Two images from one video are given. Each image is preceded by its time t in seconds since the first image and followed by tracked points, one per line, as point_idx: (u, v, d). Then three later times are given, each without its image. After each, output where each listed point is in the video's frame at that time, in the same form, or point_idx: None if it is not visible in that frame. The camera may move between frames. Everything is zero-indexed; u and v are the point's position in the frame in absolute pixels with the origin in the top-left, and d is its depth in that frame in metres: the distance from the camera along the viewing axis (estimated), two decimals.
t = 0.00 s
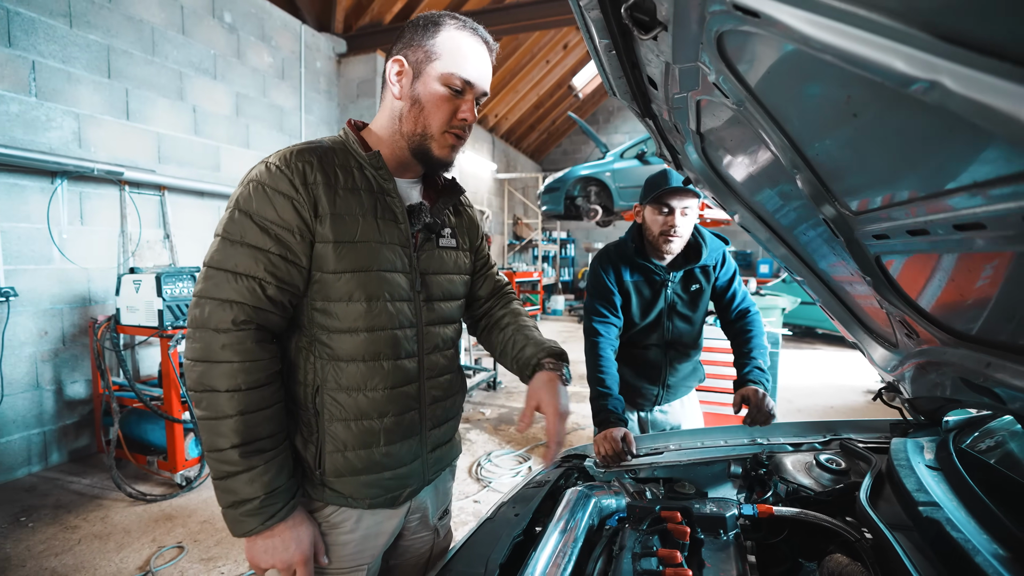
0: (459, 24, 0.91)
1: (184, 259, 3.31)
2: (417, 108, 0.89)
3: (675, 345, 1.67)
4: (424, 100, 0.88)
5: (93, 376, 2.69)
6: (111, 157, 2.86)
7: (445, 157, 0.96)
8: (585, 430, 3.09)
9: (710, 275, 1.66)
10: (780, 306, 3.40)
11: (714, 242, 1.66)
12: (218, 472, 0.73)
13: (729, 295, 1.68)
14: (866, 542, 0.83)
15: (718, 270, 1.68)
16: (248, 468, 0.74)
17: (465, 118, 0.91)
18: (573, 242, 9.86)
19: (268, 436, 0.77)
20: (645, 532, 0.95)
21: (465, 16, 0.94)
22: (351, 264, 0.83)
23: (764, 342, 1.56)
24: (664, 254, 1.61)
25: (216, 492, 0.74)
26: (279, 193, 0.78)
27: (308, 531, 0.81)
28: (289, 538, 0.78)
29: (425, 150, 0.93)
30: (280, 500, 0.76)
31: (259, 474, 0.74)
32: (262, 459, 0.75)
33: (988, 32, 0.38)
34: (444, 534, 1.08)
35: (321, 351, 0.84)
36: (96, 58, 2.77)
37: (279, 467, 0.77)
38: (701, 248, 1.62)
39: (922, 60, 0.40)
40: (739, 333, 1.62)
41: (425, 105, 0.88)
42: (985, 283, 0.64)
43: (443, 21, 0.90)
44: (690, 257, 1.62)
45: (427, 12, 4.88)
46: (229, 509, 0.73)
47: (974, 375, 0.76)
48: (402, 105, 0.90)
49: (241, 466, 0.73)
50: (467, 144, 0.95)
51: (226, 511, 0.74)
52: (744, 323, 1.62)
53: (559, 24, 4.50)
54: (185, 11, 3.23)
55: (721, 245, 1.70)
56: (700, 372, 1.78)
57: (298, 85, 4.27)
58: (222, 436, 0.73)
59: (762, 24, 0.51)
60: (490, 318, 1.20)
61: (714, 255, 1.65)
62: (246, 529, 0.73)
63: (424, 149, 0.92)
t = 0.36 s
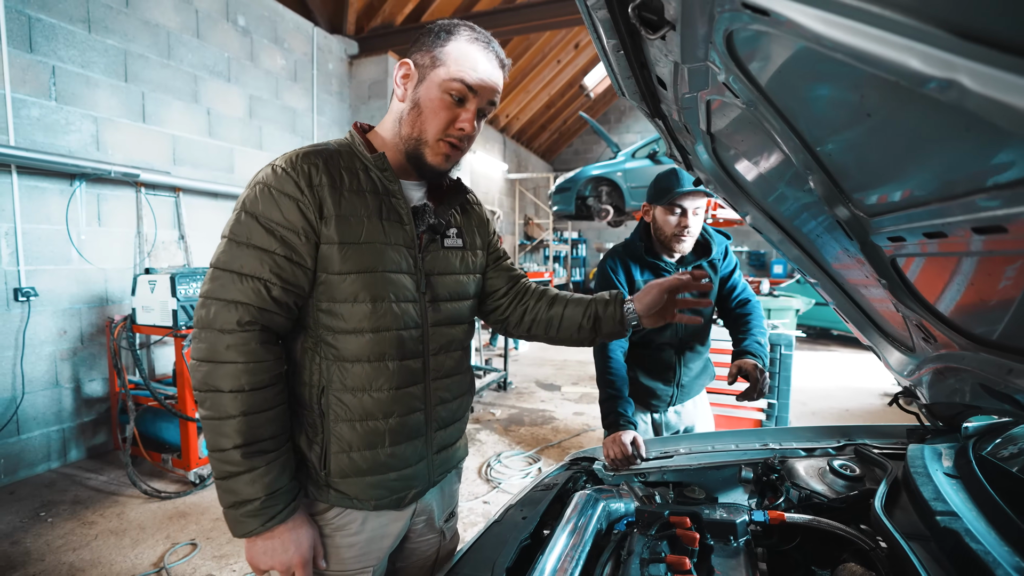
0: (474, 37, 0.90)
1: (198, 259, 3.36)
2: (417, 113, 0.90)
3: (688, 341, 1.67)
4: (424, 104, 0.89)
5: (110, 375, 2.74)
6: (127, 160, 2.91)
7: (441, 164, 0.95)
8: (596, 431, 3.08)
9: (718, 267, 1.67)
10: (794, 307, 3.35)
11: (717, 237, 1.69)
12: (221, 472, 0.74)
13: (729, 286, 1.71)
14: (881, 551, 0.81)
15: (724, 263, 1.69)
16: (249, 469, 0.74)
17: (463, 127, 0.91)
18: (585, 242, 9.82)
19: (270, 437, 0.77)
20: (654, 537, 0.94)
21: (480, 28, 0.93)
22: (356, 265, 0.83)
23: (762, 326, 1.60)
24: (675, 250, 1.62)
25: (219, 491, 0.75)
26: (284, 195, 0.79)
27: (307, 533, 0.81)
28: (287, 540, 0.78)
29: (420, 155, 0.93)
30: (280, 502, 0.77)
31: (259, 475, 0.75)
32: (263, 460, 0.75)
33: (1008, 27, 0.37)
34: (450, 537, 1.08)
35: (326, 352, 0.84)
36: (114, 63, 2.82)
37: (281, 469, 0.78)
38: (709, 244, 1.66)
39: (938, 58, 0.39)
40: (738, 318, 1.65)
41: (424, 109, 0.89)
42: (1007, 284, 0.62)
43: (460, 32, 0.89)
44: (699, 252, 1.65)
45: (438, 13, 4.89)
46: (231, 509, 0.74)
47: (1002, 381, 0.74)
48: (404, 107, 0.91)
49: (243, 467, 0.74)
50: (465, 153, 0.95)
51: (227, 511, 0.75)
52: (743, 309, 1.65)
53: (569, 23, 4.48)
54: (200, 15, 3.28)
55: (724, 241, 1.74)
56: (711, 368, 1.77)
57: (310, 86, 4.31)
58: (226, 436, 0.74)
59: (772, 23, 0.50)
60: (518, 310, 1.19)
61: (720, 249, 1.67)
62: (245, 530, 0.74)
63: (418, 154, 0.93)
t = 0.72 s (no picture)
0: (488, 34, 0.91)
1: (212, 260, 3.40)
2: (449, 125, 0.90)
3: (691, 351, 1.65)
4: (454, 116, 0.89)
5: (127, 373, 2.79)
6: (144, 162, 2.96)
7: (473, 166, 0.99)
8: (607, 433, 3.06)
9: (733, 284, 1.62)
10: (808, 309, 3.31)
11: (739, 250, 1.63)
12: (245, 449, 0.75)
13: (750, 303, 1.64)
14: (898, 558, 0.81)
15: (742, 279, 1.64)
16: (274, 438, 0.75)
17: (494, 129, 0.94)
18: (595, 243, 9.79)
19: (287, 406, 0.78)
20: (666, 539, 0.94)
21: (488, 20, 0.93)
22: (374, 271, 0.84)
23: (791, 350, 1.54)
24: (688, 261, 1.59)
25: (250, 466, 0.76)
26: (295, 200, 0.79)
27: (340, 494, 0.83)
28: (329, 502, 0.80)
29: (458, 161, 0.95)
30: (314, 461, 0.79)
31: (286, 442, 0.76)
32: (284, 427, 0.76)
33: (1011, 26, 0.36)
34: (466, 537, 1.09)
35: (345, 355, 0.85)
36: (131, 66, 2.87)
37: (304, 432, 0.78)
38: (725, 258, 1.58)
39: (958, 61, 0.39)
40: (763, 344, 1.58)
41: (456, 121, 0.90)
42: None
43: (471, 31, 0.89)
44: (714, 266, 1.59)
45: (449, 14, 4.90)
46: (265, 479, 0.75)
47: None
48: (431, 119, 0.91)
49: (265, 437, 0.75)
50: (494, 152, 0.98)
51: (263, 483, 0.76)
52: (767, 331, 1.59)
53: (580, 23, 4.48)
54: (215, 19, 3.33)
55: (746, 254, 1.66)
56: (716, 376, 1.76)
57: (322, 88, 4.35)
58: (244, 414, 0.74)
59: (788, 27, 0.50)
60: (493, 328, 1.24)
61: (739, 263, 1.62)
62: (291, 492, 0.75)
63: (456, 161, 0.95)
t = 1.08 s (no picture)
0: (514, 46, 0.94)
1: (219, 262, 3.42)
2: (469, 134, 0.93)
3: (702, 357, 1.64)
4: (475, 124, 0.92)
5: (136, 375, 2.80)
6: (153, 164, 2.97)
7: (489, 172, 1.02)
8: (615, 437, 3.05)
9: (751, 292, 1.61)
10: (819, 311, 3.28)
11: (760, 258, 1.63)
12: (277, 446, 0.76)
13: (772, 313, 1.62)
14: (917, 566, 0.80)
15: (761, 287, 1.63)
16: (304, 434, 0.76)
17: (511, 137, 0.97)
18: (602, 245, 9.77)
19: (314, 398, 0.78)
20: (681, 545, 0.94)
21: (507, 28, 0.96)
22: (404, 272, 0.86)
23: (813, 365, 1.50)
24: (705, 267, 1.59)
25: (284, 466, 0.77)
26: (323, 195, 0.80)
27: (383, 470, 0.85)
28: (367, 486, 0.81)
29: (475, 169, 0.99)
30: (347, 453, 0.79)
31: (317, 437, 0.76)
32: (314, 421, 0.77)
33: (1013, 26, 0.37)
34: (479, 540, 1.10)
35: (372, 356, 0.87)
36: (140, 69, 2.89)
37: (334, 426, 0.79)
38: (746, 264, 1.58)
39: (991, 71, 0.39)
40: (784, 358, 1.55)
41: (477, 129, 0.92)
42: None
43: (496, 41, 0.92)
44: (734, 273, 1.59)
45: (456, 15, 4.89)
46: (303, 475, 0.76)
47: None
48: (452, 127, 0.93)
49: (296, 434, 0.75)
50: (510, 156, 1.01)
51: (300, 478, 0.77)
52: (788, 345, 1.56)
53: (587, 23, 4.46)
54: (222, 21, 3.34)
55: (766, 262, 1.66)
56: (726, 383, 1.75)
57: (329, 90, 4.36)
58: (271, 412, 0.74)
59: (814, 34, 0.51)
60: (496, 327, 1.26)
61: (759, 271, 1.61)
62: (331, 484, 0.77)
63: (473, 168, 0.98)
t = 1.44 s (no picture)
0: (519, 44, 0.98)
1: (221, 265, 3.40)
2: (499, 152, 1.00)
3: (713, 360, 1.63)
4: (505, 141, 0.99)
5: (137, 379, 2.78)
6: (154, 167, 2.96)
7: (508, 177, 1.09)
8: (620, 441, 3.04)
9: (759, 287, 1.64)
10: (826, 315, 3.25)
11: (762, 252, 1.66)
12: (307, 487, 0.87)
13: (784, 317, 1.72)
14: None
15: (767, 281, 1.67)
16: (335, 478, 0.87)
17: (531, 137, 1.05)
18: (604, 246, 9.75)
19: (344, 445, 0.89)
20: (694, 555, 0.92)
21: (512, 29, 0.99)
22: (415, 285, 0.93)
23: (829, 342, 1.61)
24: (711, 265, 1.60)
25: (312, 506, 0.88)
26: (341, 212, 0.88)
27: (403, 516, 0.97)
28: (387, 530, 0.94)
29: (505, 171, 1.06)
30: (372, 499, 0.91)
31: (347, 483, 0.88)
32: (345, 467, 0.88)
33: None
34: (491, 552, 1.19)
35: (386, 369, 0.94)
36: (142, 71, 2.87)
37: (363, 473, 0.90)
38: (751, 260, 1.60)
39: None
40: (804, 343, 1.66)
41: (507, 145, 1.00)
42: None
43: (511, 55, 0.95)
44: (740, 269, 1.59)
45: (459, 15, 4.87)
46: (331, 518, 0.88)
47: None
48: (479, 145, 0.99)
49: (327, 477, 0.86)
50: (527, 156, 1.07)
51: (327, 520, 0.88)
52: (803, 331, 1.66)
53: (590, 24, 4.45)
54: (224, 22, 3.33)
55: (769, 258, 1.68)
56: (740, 385, 1.73)
57: (331, 90, 4.34)
58: (305, 454, 0.85)
59: (840, 40, 0.52)
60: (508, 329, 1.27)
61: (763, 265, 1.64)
62: (355, 529, 0.88)
63: (503, 172, 1.06)
